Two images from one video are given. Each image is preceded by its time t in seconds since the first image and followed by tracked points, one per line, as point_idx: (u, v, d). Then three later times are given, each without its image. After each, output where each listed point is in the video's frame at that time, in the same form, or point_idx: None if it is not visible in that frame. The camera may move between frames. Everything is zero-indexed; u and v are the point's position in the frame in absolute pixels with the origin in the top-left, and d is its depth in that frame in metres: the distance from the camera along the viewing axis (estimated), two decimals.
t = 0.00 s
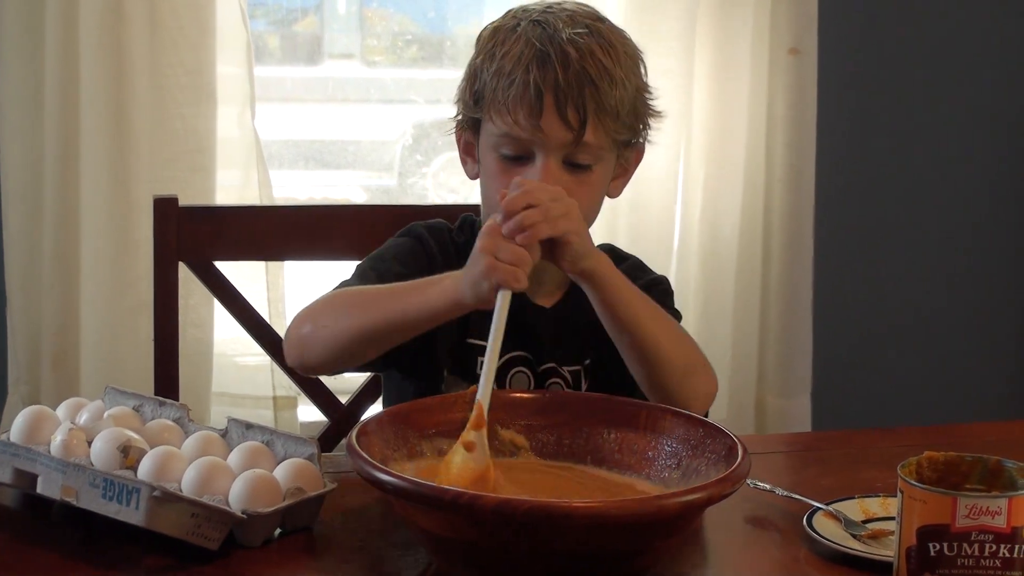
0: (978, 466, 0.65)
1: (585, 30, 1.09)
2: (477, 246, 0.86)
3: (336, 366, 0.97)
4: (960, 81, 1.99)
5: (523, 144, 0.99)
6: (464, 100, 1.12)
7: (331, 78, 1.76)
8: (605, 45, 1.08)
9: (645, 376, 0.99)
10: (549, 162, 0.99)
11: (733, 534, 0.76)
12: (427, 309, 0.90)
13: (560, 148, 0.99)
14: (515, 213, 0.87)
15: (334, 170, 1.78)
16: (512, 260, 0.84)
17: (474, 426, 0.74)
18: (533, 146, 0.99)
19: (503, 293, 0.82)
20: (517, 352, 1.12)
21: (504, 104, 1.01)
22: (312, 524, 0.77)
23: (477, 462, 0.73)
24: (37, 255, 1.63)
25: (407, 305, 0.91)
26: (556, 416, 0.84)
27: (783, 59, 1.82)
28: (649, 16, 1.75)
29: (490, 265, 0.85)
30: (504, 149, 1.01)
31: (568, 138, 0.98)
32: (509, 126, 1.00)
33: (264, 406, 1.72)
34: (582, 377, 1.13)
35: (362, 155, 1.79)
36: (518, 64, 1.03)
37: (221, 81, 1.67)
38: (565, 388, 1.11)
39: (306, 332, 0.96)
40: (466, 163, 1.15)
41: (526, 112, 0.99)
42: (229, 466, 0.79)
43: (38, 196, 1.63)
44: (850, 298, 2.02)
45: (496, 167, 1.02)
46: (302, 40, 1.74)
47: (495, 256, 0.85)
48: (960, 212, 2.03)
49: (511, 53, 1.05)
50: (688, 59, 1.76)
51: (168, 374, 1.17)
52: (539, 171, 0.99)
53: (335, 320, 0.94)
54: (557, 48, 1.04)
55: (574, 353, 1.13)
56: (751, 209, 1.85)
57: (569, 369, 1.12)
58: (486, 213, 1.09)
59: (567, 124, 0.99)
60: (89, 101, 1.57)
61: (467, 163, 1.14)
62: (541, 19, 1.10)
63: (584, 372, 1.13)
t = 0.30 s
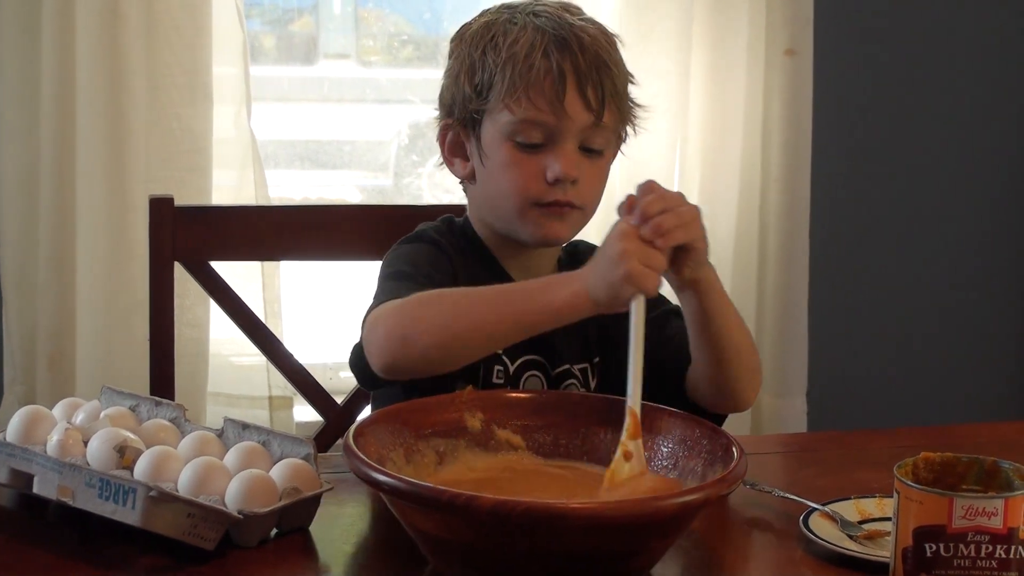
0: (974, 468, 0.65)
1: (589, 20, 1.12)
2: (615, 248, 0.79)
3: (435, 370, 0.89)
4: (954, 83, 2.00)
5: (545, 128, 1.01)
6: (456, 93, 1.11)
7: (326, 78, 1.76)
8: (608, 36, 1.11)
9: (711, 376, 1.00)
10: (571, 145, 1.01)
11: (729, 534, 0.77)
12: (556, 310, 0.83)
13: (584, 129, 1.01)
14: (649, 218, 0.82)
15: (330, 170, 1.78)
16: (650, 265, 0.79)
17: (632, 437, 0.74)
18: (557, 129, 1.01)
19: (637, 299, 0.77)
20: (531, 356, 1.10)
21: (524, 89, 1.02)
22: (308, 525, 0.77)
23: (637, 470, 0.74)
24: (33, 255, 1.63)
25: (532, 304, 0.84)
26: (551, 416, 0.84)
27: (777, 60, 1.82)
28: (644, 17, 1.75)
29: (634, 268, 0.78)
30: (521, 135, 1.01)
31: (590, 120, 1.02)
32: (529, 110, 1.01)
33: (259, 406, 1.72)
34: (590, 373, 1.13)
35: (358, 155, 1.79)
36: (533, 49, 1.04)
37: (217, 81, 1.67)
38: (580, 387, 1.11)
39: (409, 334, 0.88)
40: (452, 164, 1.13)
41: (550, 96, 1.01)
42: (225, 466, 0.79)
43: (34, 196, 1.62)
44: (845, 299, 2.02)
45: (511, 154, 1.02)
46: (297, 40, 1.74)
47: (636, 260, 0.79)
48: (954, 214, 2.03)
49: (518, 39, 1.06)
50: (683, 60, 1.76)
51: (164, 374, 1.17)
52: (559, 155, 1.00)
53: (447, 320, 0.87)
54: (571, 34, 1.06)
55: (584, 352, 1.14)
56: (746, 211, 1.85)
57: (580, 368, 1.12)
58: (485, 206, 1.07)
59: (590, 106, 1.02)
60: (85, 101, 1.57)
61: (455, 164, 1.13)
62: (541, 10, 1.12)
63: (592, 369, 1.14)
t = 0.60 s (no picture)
0: (974, 470, 0.65)
1: (590, 31, 1.09)
2: (494, 266, 0.83)
3: (349, 367, 0.97)
4: (953, 84, 2.00)
5: (534, 143, 1.00)
6: (459, 104, 1.12)
7: (324, 78, 1.76)
8: (609, 46, 1.09)
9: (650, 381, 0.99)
10: (560, 160, 0.99)
11: (729, 536, 0.77)
12: (438, 324, 0.89)
13: (574, 145, 0.99)
14: (536, 236, 0.84)
15: (329, 170, 1.78)
16: (526, 283, 0.82)
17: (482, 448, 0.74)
18: (546, 145, 1.00)
19: (515, 317, 0.80)
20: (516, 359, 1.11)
21: (515, 103, 1.01)
22: (307, 526, 0.77)
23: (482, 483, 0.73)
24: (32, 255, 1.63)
25: (416, 317, 0.90)
26: (546, 421, 0.84)
27: (777, 62, 1.82)
28: (644, 18, 1.75)
29: (505, 285, 0.82)
30: (513, 149, 1.01)
31: (581, 135, 0.99)
32: (520, 125, 1.01)
33: (258, 406, 1.72)
34: (578, 381, 1.13)
35: (357, 156, 1.79)
36: (527, 63, 1.03)
37: (216, 82, 1.67)
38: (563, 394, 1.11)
39: (315, 330, 0.97)
40: (459, 170, 1.14)
41: (539, 111, 1.00)
42: (224, 467, 0.79)
43: (33, 196, 1.62)
44: (843, 300, 2.02)
45: (503, 167, 1.02)
46: (296, 40, 1.74)
47: (513, 278, 0.82)
48: (953, 216, 2.04)
49: (516, 52, 1.05)
50: (683, 61, 1.76)
51: (163, 375, 1.17)
52: (549, 170, 0.99)
53: (346, 324, 0.95)
54: (566, 48, 1.04)
55: (572, 358, 1.13)
56: (745, 212, 1.85)
57: (566, 375, 1.12)
58: (487, 217, 1.08)
59: (581, 121, 1.00)
60: (83, 102, 1.57)
61: (460, 170, 1.14)
62: (542, 21, 1.10)
63: (580, 377, 1.13)
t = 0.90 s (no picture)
0: (974, 469, 0.65)
1: (579, 25, 1.10)
2: (573, 249, 0.84)
3: (406, 378, 0.93)
4: (952, 84, 2.00)
5: (533, 137, 1.00)
6: (451, 106, 1.12)
7: (324, 78, 1.76)
8: (599, 39, 1.10)
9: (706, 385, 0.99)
10: (560, 152, 1.00)
11: (728, 535, 0.77)
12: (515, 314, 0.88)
13: (573, 138, 1.00)
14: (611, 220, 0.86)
15: (328, 170, 1.78)
16: (607, 264, 0.84)
17: (570, 430, 0.79)
18: (545, 138, 1.00)
19: (592, 299, 0.83)
20: (530, 362, 1.11)
21: (510, 99, 1.02)
22: (307, 525, 0.77)
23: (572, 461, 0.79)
24: (31, 255, 1.63)
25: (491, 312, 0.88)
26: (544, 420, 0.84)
27: (777, 61, 1.82)
28: (643, 18, 1.75)
29: (591, 269, 0.83)
30: (512, 145, 1.01)
31: (579, 127, 1.00)
32: (517, 121, 1.01)
33: (258, 406, 1.72)
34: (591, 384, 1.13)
35: (356, 156, 1.79)
36: (519, 59, 1.03)
37: (216, 81, 1.66)
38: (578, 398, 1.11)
39: (372, 347, 0.91)
40: (456, 174, 1.14)
41: (535, 106, 1.00)
42: (224, 467, 0.79)
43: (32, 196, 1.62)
44: (842, 300, 2.02)
45: (503, 165, 1.02)
46: (296, 40, 1.74)
47: (593, 261, 0.83)
48: (952, 216, 2.04)
49: (506, 50, 1.05)
50: (682, 61, 1.76)
51: (162, 374, 1.17)
52: (550, 163, 1.00)
53: (408, 332, 0.90)
54: (556, 42, 1.05)
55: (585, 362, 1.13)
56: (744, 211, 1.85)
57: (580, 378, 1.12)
58: (488, 218, 1.08)
59: (578, 113, 1.00)
60: (83, 101, 1.57)
61: (459, 174, 1.13)
62: (530, 19, 1.11)
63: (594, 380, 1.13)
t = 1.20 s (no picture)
0: (974, 469, 0.65)
1: (590, 25, 1.10)
2: (510, 244, 0.80)
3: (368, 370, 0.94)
4: (953, 84, 2.00)
5: (543, 138, 1.00)
6: (462, 104, 1.11)
7: (324, 78, 1.76)
8: (610, 39, 1.09)
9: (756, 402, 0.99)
10: (570, 154, 1.00)
11: (728, 535, 0.77)
12: (456, 309, 0.87)
13: (584, 139, 1.00)
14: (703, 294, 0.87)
15: (328, 170, 1.78)
16: (545, 261, 0.80)
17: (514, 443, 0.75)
18: (556, 141, 1.00)
19: (532, 299, 0.79)
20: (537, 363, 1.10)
21: (521, 101, 1.01)
22: (307, 525, 0.77)
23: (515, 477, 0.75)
24: (32, 255, 1.63)
25: (436, 306, 0.88)
26: (543, 420, 0.84)
27: (777, 61, 1.82)
28: (643, 17, 1.75)
29: (527, 266, 0.79)
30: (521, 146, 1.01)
31: (590, 130, 1.00)
32: (526, 122, 1.01)
33: (258, 406, 1.72)
34: (599, 384, 1.12)
35: (357, 156, 1.79)
36: (530, 59, 1.03)
37: (216, 81, 1.66)
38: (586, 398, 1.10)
39: (334, 335, 0.94)
40: (466, 173, 1.14)
41: (546, 108, 1.00)
42: (224, 466, 0.79)
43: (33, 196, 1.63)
44: (843, 300, 2.02)
45: (512, 165, 1.02)
46: (296, 40, 1.74)
47: (529, 256, 0.80)
48: (953, 216, 2.04)
49: (518, 50, 1.05)
50: (682, 60, 1.76)
51: (163, 373, 1.17)
52: (560, 165, 1.00)
53: (365, 323, 0.92)
54: (568, 43, 1.05)
55: (593, 362, 1.13)
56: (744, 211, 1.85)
57: (589, 378, 1.12)
58: (498, 219, 1.07)
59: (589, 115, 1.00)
60: (83, 100, 1.57)
61: (467, 174, 1.13)
62: (541, 18, 1.10)
63: (602, 380, 1.13)
